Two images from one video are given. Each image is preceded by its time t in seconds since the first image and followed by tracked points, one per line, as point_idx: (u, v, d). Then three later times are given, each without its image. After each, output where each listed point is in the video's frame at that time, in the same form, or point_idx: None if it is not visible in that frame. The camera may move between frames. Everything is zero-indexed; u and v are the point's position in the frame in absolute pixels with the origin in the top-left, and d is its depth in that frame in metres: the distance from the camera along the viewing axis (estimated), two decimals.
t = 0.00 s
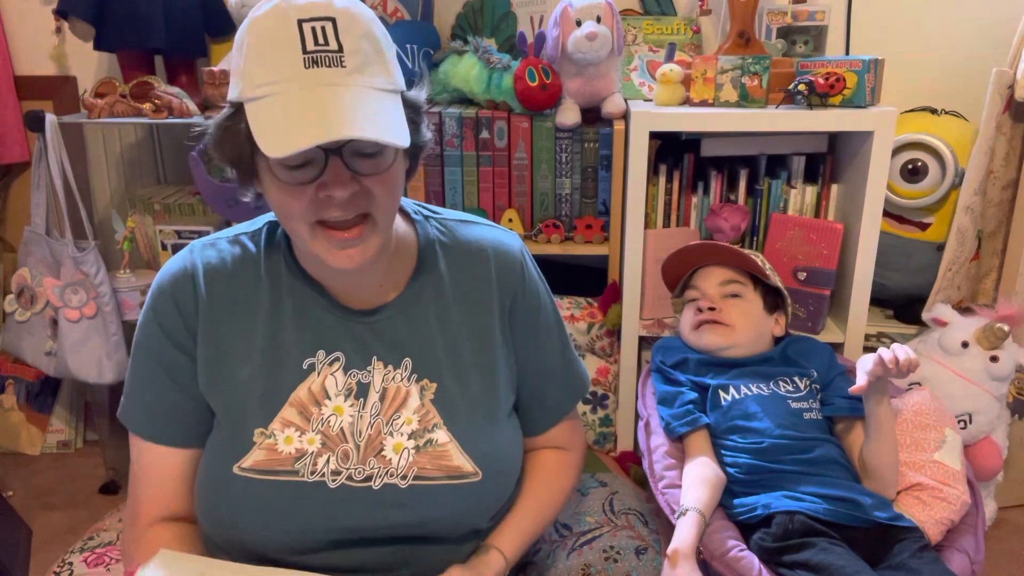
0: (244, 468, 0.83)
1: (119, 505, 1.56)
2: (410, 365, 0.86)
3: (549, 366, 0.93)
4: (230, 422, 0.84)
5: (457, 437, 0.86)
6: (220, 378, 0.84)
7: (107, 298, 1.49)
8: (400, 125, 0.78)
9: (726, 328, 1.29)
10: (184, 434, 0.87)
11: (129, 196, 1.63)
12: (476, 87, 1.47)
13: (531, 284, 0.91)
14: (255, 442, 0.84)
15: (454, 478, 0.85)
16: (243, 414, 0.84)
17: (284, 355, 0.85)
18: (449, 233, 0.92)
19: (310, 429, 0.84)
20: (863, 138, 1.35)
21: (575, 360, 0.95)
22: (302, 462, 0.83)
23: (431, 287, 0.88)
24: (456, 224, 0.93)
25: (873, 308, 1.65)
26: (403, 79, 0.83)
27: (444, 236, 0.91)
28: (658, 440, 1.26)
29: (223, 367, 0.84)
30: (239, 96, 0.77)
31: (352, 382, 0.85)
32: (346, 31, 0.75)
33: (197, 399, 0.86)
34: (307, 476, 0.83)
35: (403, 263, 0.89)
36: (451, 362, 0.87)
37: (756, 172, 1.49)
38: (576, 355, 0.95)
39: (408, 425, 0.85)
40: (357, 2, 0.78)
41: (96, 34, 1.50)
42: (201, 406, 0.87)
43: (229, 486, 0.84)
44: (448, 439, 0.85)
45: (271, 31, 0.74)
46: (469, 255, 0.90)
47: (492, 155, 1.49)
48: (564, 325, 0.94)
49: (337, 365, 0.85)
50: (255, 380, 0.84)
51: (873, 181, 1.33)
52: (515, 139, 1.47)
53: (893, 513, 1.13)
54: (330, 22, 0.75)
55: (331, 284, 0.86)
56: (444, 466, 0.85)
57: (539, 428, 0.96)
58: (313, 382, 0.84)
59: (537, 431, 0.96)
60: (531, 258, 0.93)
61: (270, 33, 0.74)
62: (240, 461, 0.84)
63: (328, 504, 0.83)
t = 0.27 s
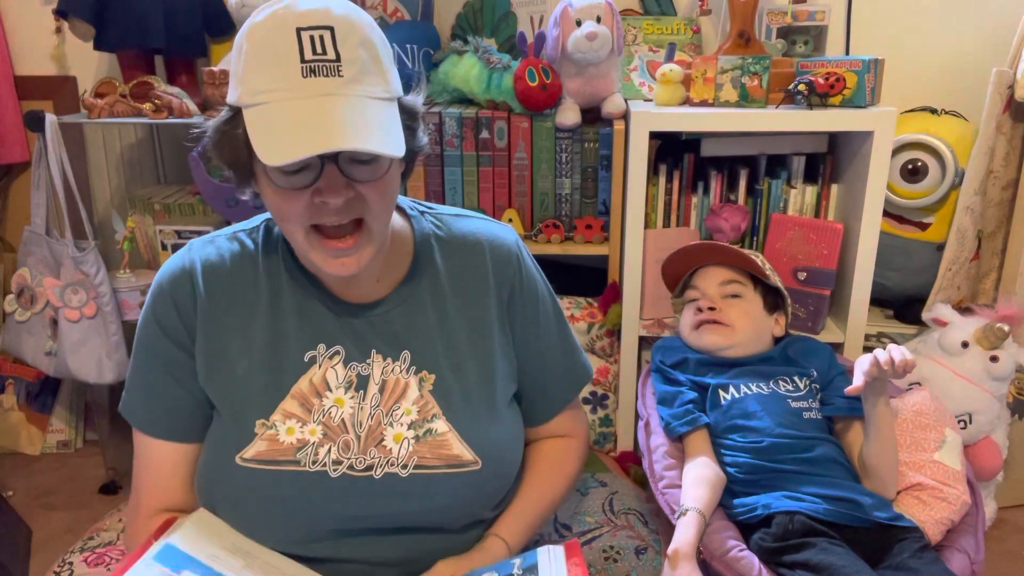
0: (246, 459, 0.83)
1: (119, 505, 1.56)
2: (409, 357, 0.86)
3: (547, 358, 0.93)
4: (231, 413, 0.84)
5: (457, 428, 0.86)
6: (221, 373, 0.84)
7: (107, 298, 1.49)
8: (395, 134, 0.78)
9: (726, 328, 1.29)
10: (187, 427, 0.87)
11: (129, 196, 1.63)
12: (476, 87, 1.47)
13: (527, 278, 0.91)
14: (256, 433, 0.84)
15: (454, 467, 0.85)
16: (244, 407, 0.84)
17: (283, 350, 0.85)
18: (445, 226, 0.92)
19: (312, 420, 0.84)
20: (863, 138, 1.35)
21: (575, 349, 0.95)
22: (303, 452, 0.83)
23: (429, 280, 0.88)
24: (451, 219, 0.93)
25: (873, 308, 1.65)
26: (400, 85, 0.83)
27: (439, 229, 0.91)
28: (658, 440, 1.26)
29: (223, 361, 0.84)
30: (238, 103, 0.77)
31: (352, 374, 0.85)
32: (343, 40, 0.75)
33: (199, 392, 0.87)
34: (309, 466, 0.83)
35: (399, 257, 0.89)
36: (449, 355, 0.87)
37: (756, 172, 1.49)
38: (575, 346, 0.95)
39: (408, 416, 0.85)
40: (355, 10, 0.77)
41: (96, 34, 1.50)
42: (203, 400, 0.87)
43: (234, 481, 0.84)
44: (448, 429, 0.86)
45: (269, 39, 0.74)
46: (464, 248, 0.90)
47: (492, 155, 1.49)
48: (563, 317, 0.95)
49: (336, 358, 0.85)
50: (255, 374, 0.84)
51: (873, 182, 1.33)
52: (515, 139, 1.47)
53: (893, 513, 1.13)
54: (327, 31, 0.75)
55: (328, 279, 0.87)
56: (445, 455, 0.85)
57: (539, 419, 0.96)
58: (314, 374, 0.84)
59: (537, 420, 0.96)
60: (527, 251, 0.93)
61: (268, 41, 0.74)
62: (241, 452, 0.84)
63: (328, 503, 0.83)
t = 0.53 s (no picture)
0: (244, 453, 0.84)
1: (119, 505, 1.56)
2: (408, 354, 0.86)
3: (543, 358, 0.93)
4: (230, 409, 0.84)
5: (455, 424, 0.86)
6: (221, 369, 0.84)
7: (107, 298, 1.49)
8: (392, 128, 0.78)
9: (726, 328, 1.29)
10: (187, 422, 0.88)
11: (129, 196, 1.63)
12: (476, 87, 1.47)
13: (527, 276, 0.91)
14: (254, 427, 0.84)
15: (450, 464, 0.85)
16: (243, 402, 0.84)
17: (283, 345, 0.85)
18: (444, 225, 0.92)
19: (310, 415, 0.84)
20: (863, 138, 1.35)
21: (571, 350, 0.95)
22: (301, 447, 0.83)
23: (428, 278, 0.88)
24: (451, 218, 0.94)
25: (873, 308, 1.65)
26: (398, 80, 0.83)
27: (438, 228, 0.92)
28: (658, 440, 1.26)
29: (222, 356, 0.84)
30: (234, 97, 0.77)
31: (351, 370, 0.85)
32: (339, 35, 0.75)
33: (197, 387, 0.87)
34: (306, 461, 0.83)
35: (399, 254, 0.88)
36: (447, 352, 0.87)
37: (756, 172, 1.49)
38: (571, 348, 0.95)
39: (406, 412, 0.85)
40: (352, 5, 0.77)
41: (96, 34, 1.50)
42: (201, 396, 0.87)
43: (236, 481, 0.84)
44: (446, 425, 0.85)
45: (265, 33, 0.74)
46: (463, 246, 0.90)
47: (492, 155, 1.49)
48: (560, 317, 0.95)
49: (335, 354, 0.85)
50: (253, 369, 0.84)
51: (873, 182, 1.33)
52: (515, 139, 1.47)
53: (893, 513, 1.13)
54: (323, 25, 0.75)
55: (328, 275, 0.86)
56: (442, 452, 0.85)
57: (538, 419, 0.96)
58: (312, 369, 0.84)
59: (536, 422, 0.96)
60: (526, 250, 0.94)
61: (264, 36, 0.74)
62: (239, 446, 0.84)
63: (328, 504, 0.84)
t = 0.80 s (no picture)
0: (248, 454, 0.84)
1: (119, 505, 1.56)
2: (412, 350, 0.86)
3: (540, 355, 0.94)
4: (234, 406, 0.86)
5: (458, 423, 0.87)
6: (225, 367, 0.85)
7: (107, 298, 1.49)
8: (386, 82, 0.81)
9: (728, 328, 1.29)
10: (191, 419, 0.88)
11: (129, 196, 1.63)
12: (476, 86, 1.47)
13: (526, 273, 0.93)
14: (258, 427, 0.84)
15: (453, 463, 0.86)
16: (246, 398, 0.85)
17: (285, 341, 0.85)
18: (445, 220, 0.93)
19: (314, 414, 0.83)
20: (863, 138, 1.35)
21: (566, 347, 0.97)
22: (306, 446, 0.83)
23: (430, 274, 0.89)
24: (452, 214, 0.94)
25: (873, 308, 1.65)
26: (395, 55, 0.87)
27: (439, 222, 0.92)
28: (658, 440, 1.26)
29: (225, 352, 0.85)
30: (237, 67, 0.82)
31: (353, 367, 0.84)
32: None
33: (200, 380, 0.88)
34: (312, 460, 0.83)
35: (401, 248, 0.89)
36: (449, 347, 0.88)
37: (756, 172, 1.49)
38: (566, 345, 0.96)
39: (410, 410, 0.85)
40: None
41: (96, 34, 1.50)
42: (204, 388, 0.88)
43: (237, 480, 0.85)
44: (449, 425, 0.86)
45: None
46: (465, 242, 0.91)
47: (492, 155, 1.49)
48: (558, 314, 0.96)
49: (338, 350, 0.85)
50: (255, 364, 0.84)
51: (873, 181, 1.33)
52: (515, 139, 1.47)
53: (893, 513, 1.13)
54: None
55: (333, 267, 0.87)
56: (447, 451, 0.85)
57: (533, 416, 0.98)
58: (315, 366, 0.84)
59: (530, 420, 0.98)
60: (526, 246, 0.95)
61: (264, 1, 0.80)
62: (243, 447, 0.85)
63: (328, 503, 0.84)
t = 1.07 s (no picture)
0: (250, 449, 0.84)
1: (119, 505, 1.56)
2: (418, 347, 0.86)
3: (544, 354, 0.94)
4: (235, 401, 0.85)
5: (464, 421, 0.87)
6: (227, 362, 0.85)
7: (108, 298, 1.49)
8: (395, 92, 0.80)
9: (729, 327, 1.29)
10: (190, 414, 0.88)
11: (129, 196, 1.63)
12: (476, 86, 1.47)
13: (533, 272, 0.92)
14: (261, 421, 0.84)
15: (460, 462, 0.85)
16: (248, 392, 0.85)
17: (288, 336, 0.85)
18: (451, 218, 0.93)
19: (317, 409, 0.83)
20: (863, 137, 1.35)
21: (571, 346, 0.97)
22: (309, 442, 0.83)
23: (437, 272, 0.89)
24: (459, 213, 0.94)
25: (873, 308, 1.65)
26: (411, 58, 0.86)
27: (445, 220, 0.92)
28: (658, 440, 1.26)
29: (228, 346, 0.85)
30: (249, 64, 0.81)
31: (359, 362, 0.84)
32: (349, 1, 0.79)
33: (202, 375, 0.88)
34: (315, 456, 0.83)
35: (408, 244, 0.89)
36: (456, 345, 0.88)
37: (756, 172, 1.49)
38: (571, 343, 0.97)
39: (416, 407, 0.85)
40: None
41: (96, 34, 1.50)
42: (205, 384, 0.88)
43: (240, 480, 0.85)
44: (456, 423, 0.86)
45: None
46: (472, 240, 0.91)
47: (492, 155, 1.49)
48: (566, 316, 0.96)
49: (343, 346, 0.85)
50: (258, 359, 0.84)
51: (873, 181, 1.33)
52: (515, 139, 1.47)
53: (893, 513, 1.13)
54: None
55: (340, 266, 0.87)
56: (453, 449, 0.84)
57: (537, 422, 0.96)
58: (319, 362, 0.84)
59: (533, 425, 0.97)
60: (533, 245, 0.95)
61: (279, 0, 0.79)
62: (245, 442, 0.85)
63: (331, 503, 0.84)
